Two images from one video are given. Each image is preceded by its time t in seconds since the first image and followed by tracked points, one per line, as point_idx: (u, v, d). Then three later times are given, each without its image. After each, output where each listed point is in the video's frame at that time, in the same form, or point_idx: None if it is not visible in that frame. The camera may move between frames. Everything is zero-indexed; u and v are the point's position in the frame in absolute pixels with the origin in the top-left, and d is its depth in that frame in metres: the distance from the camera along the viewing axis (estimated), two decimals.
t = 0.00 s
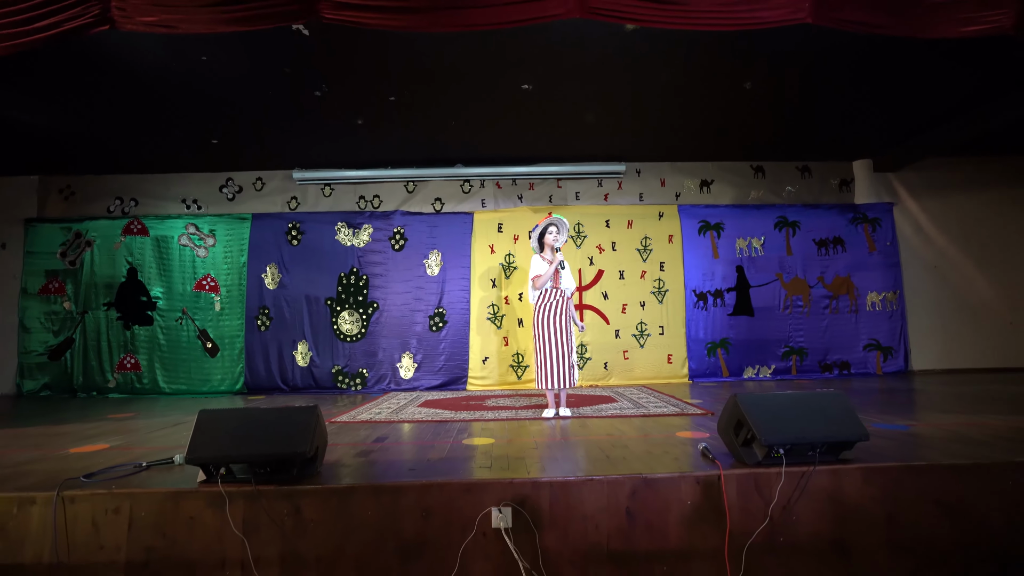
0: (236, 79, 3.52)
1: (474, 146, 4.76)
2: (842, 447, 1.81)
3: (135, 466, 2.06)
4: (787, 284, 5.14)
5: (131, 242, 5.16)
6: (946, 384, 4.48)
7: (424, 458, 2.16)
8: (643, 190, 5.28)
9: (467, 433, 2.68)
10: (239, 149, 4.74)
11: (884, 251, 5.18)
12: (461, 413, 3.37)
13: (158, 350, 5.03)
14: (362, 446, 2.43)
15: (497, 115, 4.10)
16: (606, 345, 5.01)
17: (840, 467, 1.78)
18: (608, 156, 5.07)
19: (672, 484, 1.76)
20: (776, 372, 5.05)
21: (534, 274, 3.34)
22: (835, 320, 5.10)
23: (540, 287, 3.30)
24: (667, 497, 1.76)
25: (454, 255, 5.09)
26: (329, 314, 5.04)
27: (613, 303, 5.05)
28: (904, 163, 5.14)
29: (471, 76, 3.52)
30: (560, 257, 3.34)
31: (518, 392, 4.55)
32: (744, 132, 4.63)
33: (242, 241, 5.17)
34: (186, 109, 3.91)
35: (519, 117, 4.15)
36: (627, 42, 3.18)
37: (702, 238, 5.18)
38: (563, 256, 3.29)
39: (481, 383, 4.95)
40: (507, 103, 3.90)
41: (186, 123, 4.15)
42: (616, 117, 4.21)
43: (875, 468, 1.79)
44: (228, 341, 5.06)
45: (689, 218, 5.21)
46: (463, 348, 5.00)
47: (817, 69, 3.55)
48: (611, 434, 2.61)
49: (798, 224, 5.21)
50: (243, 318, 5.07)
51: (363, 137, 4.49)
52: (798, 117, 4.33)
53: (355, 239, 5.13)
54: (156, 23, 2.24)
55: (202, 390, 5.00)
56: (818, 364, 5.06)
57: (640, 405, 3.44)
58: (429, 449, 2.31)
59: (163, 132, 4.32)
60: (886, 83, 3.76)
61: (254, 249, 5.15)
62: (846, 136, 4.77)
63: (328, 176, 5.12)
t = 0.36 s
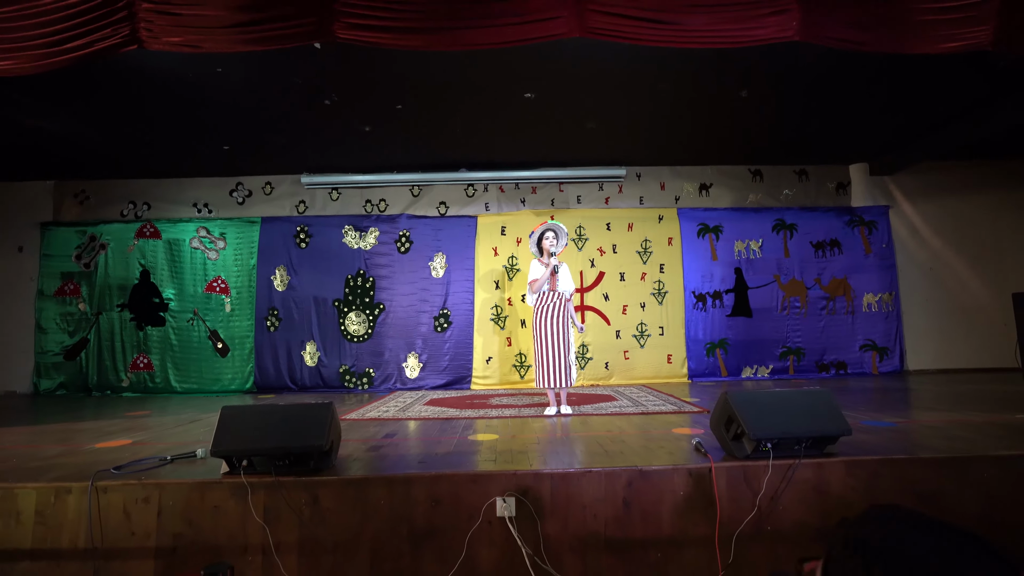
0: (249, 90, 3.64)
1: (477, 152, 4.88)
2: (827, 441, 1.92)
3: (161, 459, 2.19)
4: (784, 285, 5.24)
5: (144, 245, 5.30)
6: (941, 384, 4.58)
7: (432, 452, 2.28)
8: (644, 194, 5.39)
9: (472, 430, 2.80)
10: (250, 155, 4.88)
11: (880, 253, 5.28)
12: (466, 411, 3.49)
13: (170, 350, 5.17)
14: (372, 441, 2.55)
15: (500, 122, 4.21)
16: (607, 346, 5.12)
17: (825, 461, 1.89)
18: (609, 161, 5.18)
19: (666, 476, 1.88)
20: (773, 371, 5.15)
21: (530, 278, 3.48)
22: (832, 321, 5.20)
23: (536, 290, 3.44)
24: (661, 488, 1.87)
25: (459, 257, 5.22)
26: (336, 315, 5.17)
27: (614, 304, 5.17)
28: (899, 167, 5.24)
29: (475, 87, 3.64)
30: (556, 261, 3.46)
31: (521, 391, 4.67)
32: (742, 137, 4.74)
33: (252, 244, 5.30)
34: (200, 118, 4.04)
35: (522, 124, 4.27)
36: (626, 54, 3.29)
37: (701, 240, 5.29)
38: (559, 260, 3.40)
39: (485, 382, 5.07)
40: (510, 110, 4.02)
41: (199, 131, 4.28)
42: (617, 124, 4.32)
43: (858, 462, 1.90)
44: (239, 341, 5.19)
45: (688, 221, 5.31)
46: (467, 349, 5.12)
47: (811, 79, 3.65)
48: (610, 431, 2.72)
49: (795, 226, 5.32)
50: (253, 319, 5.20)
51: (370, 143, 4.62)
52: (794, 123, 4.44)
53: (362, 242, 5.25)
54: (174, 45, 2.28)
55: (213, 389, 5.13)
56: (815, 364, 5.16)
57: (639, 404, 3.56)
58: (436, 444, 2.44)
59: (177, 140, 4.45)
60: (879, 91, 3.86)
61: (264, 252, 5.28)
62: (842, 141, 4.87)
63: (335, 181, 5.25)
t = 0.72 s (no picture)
0: (257, 99, 3.75)
1: (480, 156, 4.98)
2: (812, 438, 2.02)
3: (178, 456, 2.30)
4: (781, 287, 5.33)
5: (154, 248, 5.42)
6: (935, 384, 4.66)
7: (437, 449, 2.39)
8: (643, 197, 5.49)
9: (476, 428, 2.90)
10: (257, 160, 4.99)
11: (876, 255, 5.37)
12: (469, 410, 3.60)
13: (179, 350, 5.28)
14: (378, 439, 2.66)
15: (502, 128, 4.31)
16: (607, 346, 5.21)
17: (810, 457, 1.98)
18: (608, 165, 5.27)
19: (659, 471, 1.98)
20: (771, 371, 5.24)
21: (531, 281, 3.60)
22: (828, 322, 5.28)
23: (537, 293, 3.55)
24: (655, 482, 1.97)
25: (461, 260, 5.32)
26: (341, 317, 5.28)
27: (614, 305, 5.26)
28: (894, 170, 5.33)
29: (477, 95, 3.74)
30: (556, 265, 3.57)
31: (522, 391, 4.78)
32: (739, 142, 4.82)
33: (259, 247, 5.42)
34: (209, 126, 4.15)
35: (523, 130, 4.37)
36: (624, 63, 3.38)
37: (699, 243, 5.38)
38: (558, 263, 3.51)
39: (487, 382, 5.17)
40: (512, 117, 4.11)
41: (208, 137, 4.39)
42: (616, 129, 4.42)
43: (843, 458, 2.00)
44: (246, 342, 5.29)
45: (687, 223, 5.41)
46: (470, 349, 5.22)
47: (805, 86, 3.74)
48: (608, 430, 2.82)
49: (792, 229, 5.40)
50: (260, 320, 5.31)
51: (374, 149, 4.72)
52: (789, 128, 4.52)
53: (366, 245, 5.36)
54: (192, 62, 2.37)
55: (221, 389, 5.24)
56: (811, 364, 5.25)
57: (638, 403, 3.65)
58: (441, 442, 2.54)
59: (186, 146, 4.56)
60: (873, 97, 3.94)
61: (270, 255, 5.39)
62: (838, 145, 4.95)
63: (340, 185, 5.37)
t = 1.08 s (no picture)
0: (264, 109, 3.87)
1: (481, 161, 5.09)
2: (797, 434, 2.12)
3: (195, 452, 2.42)
4: (777, 289, 5.43)
5: (163, 251, 5.55)
6: (927, 384, 4.75)
7: (439, 445, 2.50)
8: (641, 201, 5.60)
9: (477, 426, 3.02)
10: (264, 165, 5.11)
11: (870, 257, 5.47)
12: (471, 408, 3.71)
13: (188, 351, 5.41)
14: (384, 437, 2.77)
15: (502, 134, 4.42)
16: (606, 347, 5.32)
17: (794, 453, 2.09)
18: (607, 169, 5.38)
19: (651, 465, 2.09)
20: (767, 371, 5.34)
21: (534, 283, 3.74)
22: (823, 323, 5.38)
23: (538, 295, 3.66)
24: (647, 476, 2.08)
25: (463, 262, 5.43)
26: (346, 318, 5.40)
27: (612, 306, 5.37)
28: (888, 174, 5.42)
29: (478, 104, 3.85)
30: (557, 268, 3.70)
31: (523, 391, 4.89)
32: (735, 147, 4.92)
33: (265, 250, 5.54)
34: (217, 134, 4.27)
35: (523, 136, 4.47)
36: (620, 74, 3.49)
37: (696, 245, 5.48)
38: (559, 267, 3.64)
39: (488, 382, 5.29)
40: (512, 124, 4.22)
41: (216, 144, 4.51)
42: (614, 136, 4.52)
43: (825, 453, 2.10)
44: (253, 343, 5.41)
45: (684, 226, 5.51)
46: (472, 350, 5.34)
47: (797, 95, 3.84)
48: (604, 427, 2.94)
49: (788, 232, 5.50)
50: (266, 321, 5.43)
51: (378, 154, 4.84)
52: (783, 134, 4.62)
53: (370, 247, 5.48)
54: (206, 78, 2.46)
55: (229, 388, 5.36)
56: (807, 365, 5.35)
57: (635, 402, 3.77)
58: (444, 439, 2.66)
59: (195, 152, 4.68)
60: (864, 105, 4.03)
61: (277, 257, 5.51)
62: (833, 150, 5.05)
63: (345, 190, 5.49)
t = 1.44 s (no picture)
0: (272, 118, 3.99)
1: (483, 166, 5.21)
2: (783, 430, 2.24)
3: (211, 447, 2.54)
4: (773, 290, 5.53)
5: (172, 254, 5.68)
6: (921, 383, 4.85)
7: (443, 441, 2.62)
8: (640, 204, 5.72)
9: (480, 423, 3.14)
10: (271, 170, 5.24)
11: (865, 259, 5.57)
12: (473, 407, 3.83)
13: (197, 351, 5.54)
14: (390, 433, 2.89)
15: (503, 141, 4.54)
16: (606, 347, 5.43)
17: (781, 448, 2.20)
18: (606, 174, 5.50)
19: (644, 460, 2.20)
20: (763, 371, 5.44)
21: (536, 287, 3.87)
22: (819, 324, 5.49)
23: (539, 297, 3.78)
24: (641, 470, 2.20)
25: (466, 264, 5.56)
26: (351, 319, 5.53)
27: (612, 308, 5.48)
28: (883, 178, 5.52)
29: (480, 113, 3.97)
30: (558, 272, 3.82)
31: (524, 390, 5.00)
32: (731, 152, 5.03)
33: (272, 252, 5.67)
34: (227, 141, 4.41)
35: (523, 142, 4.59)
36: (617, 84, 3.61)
37: (694, 248, 5.59)
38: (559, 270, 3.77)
39: (490, 381, 5.41)
40: (513, 131, 4.34)
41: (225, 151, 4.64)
42: (612, 142, 4.64)
43: (810, 449, 2.21)
44: (261, 343, 5.54)
45: (682, 229, 5.62)
46: (474, 350, 5.46)
47: (789, 104, 3.95)
48: (602, 425, 3.05)
49: (784, 234, 5.61)
50: (273, 322, 5.56)
51: (382, 160, 4.96)
52: (778, 140, 4.73)
53: (375, 250, 5.61)
54: (223, 93, 2.59)
55: (237, 388, 5.49)
56: (803, 364, 5.45)
57: (633, 401, 3.88)
58: (448, 435, 2.78)
59: (205, 158, 4.82)
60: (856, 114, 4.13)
61: (284, 260, 5.65)
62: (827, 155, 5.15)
63: (350, 194, 5.62)
